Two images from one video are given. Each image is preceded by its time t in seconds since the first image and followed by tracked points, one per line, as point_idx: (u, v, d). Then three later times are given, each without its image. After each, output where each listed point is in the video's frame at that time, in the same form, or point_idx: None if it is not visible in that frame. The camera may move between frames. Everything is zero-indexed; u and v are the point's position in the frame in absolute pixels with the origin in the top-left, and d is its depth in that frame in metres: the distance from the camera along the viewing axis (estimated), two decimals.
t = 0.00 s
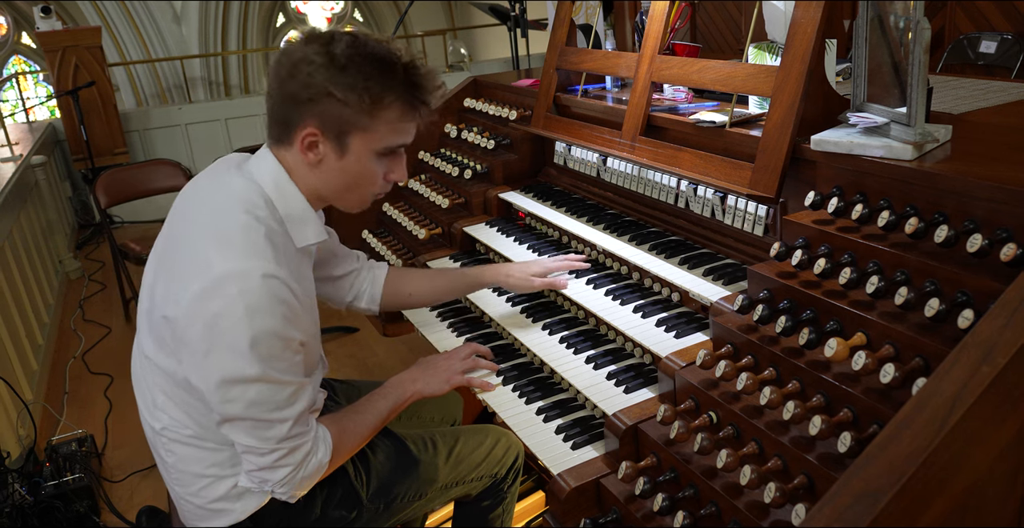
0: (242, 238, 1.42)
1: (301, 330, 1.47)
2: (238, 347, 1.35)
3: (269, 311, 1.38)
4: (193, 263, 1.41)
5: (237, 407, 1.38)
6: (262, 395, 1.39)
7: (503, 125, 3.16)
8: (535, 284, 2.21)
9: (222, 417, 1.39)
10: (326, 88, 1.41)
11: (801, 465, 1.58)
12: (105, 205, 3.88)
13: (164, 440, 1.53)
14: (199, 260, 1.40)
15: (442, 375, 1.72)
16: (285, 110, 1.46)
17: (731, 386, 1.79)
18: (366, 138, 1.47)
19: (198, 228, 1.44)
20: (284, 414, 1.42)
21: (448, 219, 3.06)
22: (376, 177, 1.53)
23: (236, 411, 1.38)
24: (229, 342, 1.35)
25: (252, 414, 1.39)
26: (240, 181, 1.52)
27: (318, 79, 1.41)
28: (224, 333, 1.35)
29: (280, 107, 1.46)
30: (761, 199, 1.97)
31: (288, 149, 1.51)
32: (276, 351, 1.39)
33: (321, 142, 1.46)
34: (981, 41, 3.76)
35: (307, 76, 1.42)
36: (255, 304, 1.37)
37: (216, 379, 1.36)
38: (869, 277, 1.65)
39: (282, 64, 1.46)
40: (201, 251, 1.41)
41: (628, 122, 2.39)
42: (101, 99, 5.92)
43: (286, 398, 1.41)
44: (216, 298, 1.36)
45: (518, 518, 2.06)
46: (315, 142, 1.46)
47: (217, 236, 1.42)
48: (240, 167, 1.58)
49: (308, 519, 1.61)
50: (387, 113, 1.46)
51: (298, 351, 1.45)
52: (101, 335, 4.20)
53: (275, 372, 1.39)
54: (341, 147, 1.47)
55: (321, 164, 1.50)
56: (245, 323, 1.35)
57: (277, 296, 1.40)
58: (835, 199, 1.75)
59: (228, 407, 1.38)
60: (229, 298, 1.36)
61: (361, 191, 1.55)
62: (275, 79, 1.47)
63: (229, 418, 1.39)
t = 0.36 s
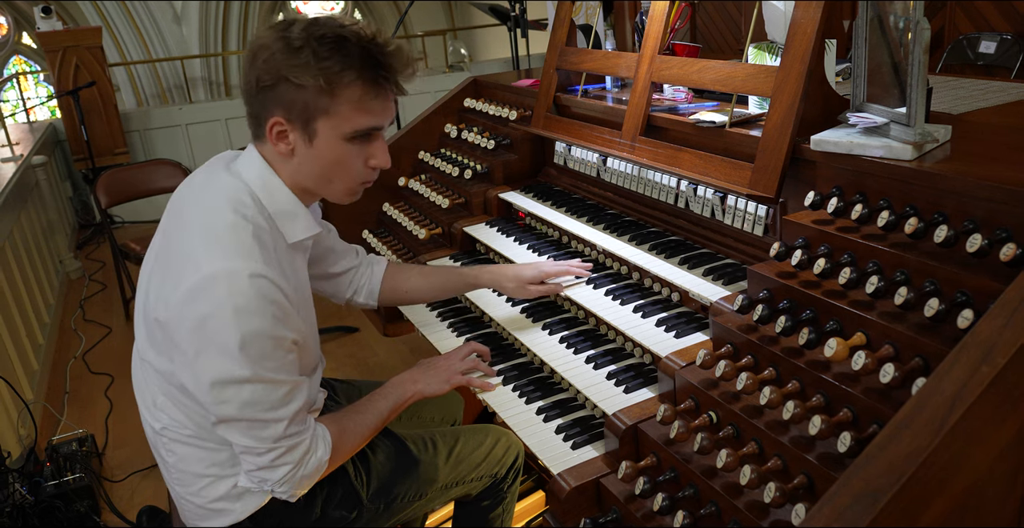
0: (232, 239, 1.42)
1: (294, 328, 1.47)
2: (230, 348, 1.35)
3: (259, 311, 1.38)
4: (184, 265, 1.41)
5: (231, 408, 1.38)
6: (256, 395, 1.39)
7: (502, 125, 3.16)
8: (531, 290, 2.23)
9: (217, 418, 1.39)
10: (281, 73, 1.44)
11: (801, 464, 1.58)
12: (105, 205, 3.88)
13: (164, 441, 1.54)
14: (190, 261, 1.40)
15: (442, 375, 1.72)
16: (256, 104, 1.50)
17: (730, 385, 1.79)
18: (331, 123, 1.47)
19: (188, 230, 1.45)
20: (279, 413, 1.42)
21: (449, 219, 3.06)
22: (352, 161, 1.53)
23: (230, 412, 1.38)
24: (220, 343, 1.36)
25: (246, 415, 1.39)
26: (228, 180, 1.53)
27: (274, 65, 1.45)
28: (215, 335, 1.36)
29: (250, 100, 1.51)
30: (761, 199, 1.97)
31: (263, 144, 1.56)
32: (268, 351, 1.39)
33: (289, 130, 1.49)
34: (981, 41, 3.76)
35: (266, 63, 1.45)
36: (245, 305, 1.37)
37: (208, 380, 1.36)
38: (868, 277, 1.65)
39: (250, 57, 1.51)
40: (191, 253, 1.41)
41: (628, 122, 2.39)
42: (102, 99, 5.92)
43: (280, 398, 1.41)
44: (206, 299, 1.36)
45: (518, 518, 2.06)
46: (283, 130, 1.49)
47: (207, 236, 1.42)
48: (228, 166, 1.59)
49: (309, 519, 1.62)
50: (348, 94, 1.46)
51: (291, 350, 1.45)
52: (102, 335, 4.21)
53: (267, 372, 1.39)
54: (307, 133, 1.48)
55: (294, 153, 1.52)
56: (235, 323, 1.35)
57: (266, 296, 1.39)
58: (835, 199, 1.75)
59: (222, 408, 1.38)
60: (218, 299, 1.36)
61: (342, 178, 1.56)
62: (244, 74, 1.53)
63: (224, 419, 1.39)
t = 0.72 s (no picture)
0: (219, 239, 1.43)
1: (285, 326, 1.47)
2: (220, 348, 1.36)
3: (248, 310, 1.38)
4: (173, 268, 1.41)
5: (226, 409, 1.39)
6: (249, 394, 1.39)
7: (502, 125, 3.17)
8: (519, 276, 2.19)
9: (212, 419, 1.40)
10: (252, 67, 1.44)
11: (801, 464, 1.58)
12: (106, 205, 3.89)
13: (163, 444, 1.54)
14: (179, 264, 1.41)
15: (442, 374, 1.72)
16: (232, 102, 1.50)
17: (730, 385, 1.79)
18: (308, 114, 1.47)
19: (177, 233, 1.45)
20: (274, 412, 1.42)
21: (449, 219, 3.06)
22: (333, 151, 1.52)
23: (225, 413, 1.39)
24: (210, 344, 1.36)
25: (241, 414, 1.39)
26: (212, 182, 1.53)
27: (245, 59, 1.45)
28: (205, 336, 1.36)
29: (226, 99, 1.51)
30: (760, 199, 1.97)
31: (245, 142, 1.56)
32: (260, 349, 1.39)
33: (267, 125, 1.48)
34: (980, 41, 3.76)
35: (237, 58, 1.45)
36: (234, 304, 1.37)
37: (201, 382, 1.37)
38: (868, 277, 1.65)
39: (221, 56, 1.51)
40: (180, 256, 1.42)
41: (627, 122, 2.40)
42: (103, 99, 5.93)
43: (274, 396, 1.41)
44: (195, 301, 1.36)
45: (518, 518, 2.07)
46: (260, 125, 1.48)
47: (195, 238, 1.43)
48: (212, 167, 1.59)
49: (308, 519, 1.62)
50: (322, 82, 1.45)
51: (283, 348, 1.45)
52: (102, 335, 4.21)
53: (260, 370, 1.39)
54: (286, 125, 1.48)
55: (274, 148, 1.51)
56: (225, 323, 1.36)
57: (254, 295, 1.40)
58: (835, 199, 1.75)
59: (216, 409, 1.38)
60: (207, 300, 1.36)
61: (327, 169, 1.54)
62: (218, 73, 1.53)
63: (219, 419, 1.40)
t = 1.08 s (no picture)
0: (207, 241, 1.42)
1: (277, 324, 1.47)
2: (213, 350, 1.35)
3: (238, 310, 1.38)
4: (162, 272, 1.41)
5: (223, 410, 1.39)
6: (245, 394, 1.39)
7: (502, 125, 3.17)
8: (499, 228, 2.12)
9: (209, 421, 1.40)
10: (250, 63, 1.42)
11: (801, 464, 1.58)
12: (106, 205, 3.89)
13: (161, 449, 1.54)
14: (168, 267, 1.40)
15: (443, 374, 1.69)
16: (219, 99, 1.47)
17: (730, 385, 1.79)
18: (307, 109, 1.48)
19: (165, 236, 1.45)
20: (271, 411, 1.42)
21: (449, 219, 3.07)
22: (325, 145, 1.53)
23: (221, 414, 1.39)
24: (202, 347, 1.36)
25: (239, 415, 1.40)
26: (195, 183, 1.53)
27: (241, 55, 1.43)
28: (197, 338, 1.36)
29: (214, 96, 1.47)
30: (760, 199, 1.98)
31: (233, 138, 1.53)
32: (253, 349, 1.39)
33: (263, 121, 1.47)
34: (980, 41, 3.76)
35: (229, 56, 1.43)
36: (225, 305, 1.37)
37: (195, 385, 1.37)
38: (868, 277, 1.65)
39: (204, 52, 1.47)
40: (168, 259, 1.41)
41: (628, 122, 2.40)
42: (103, 99, 5.94)
43: (269, 395, 1.41)
44: (185, 303, 1.36)
45: (518, 518, 2.09)
46: (255, 122, 1.47)
47: (183, 241, 1.42)
48: (194, 167, 1.58)
49: (308, 519, 1.62)
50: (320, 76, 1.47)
51: (276, 347, 1.45)
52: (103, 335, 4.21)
53: (253, 370, 1.39)
54: (283, 121, 1.47)
55: (268, 144, 1.51)
56: (217, 325, 1.36)
57: (244, 294, 1.39)
58: (834, 199, 1.75)
59: (212, 411, 1.38)
60: (198, 302, 1.36)
61: (319, 163, 1.56)
62: (201, 70, 1.48)
63: (216, 421, 1.40)
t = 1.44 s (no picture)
0: (201, 242, 1.42)
1: (274, 324, 1.47)
2: (212, 353, 1.35)
3: (236, 312, 1.38)
4: (155, 275, 1.40)
5: (223, 413, 1.39)
6: (244, 395, 1.39)
7: (502, 125, 3.17)
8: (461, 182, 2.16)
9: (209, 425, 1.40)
10: (275, 66, 1.42)
11: (801, 463, 1.58)
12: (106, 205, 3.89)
13: (158, 453, 1.54)
14: (162, 270, 1.39)
15: (443, 374, 1.69)
16: (224, 101, 1.44)
17: (730, 385, 1.80)
18: (318, 108, 1.51)
19: (157, 239, 1.44)
20: (270, 411, 1.43)
21: (449, 219, 3.07)
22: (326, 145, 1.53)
23: (221, 417, 1.39)
24: (200, 349, 1.36)
25: (239, 416, 1.40)
26: (183, 185, 1.51)
27: (262, 58, 1.42)
28: (195, 341, 1.36)
29: (222, 96, 1.44)
30: (760, 199, 1.98)
31: (234, 138, 1.50)
32: (252, 350, 1.39)
33: (277, 123, 1.48)
34: (980, 41, 3.76)
35: (247, 59, 1.41)
36: (222, 307, 1.36)
37: (194, 388, 1.36)
38: (867, 277, 1.65)
39: (212, 51, 1.43)
40: (162, 263, 1.40)
41: (628, 122, 2.40)
42: (104, 99, 5.94)
43: (269, 396, 1.42)
44: (182, 307, 1.36)
45: (518, 518, 2.09)
46: (271, 124, 1.47)
47: (176, 244, 1.41)
48: (180, 169, 1.56)
49: (307, 520, 1.62)
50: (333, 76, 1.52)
51: (274, 347, 1.45)
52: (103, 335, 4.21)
53: (252, 371, 1.40)
54: (297, 121, 1.49)
55: (275, 145, 1.51)
56: (215, 327, 1.35)
57: (240, 295, 1.39)
58: (834, 199, 1.76)
59: (211, 414, 1.38)
60: (195, 305, 1.35)
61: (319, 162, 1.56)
62: (207, 68, 1.44)
63: (215, 423, 1.40)
